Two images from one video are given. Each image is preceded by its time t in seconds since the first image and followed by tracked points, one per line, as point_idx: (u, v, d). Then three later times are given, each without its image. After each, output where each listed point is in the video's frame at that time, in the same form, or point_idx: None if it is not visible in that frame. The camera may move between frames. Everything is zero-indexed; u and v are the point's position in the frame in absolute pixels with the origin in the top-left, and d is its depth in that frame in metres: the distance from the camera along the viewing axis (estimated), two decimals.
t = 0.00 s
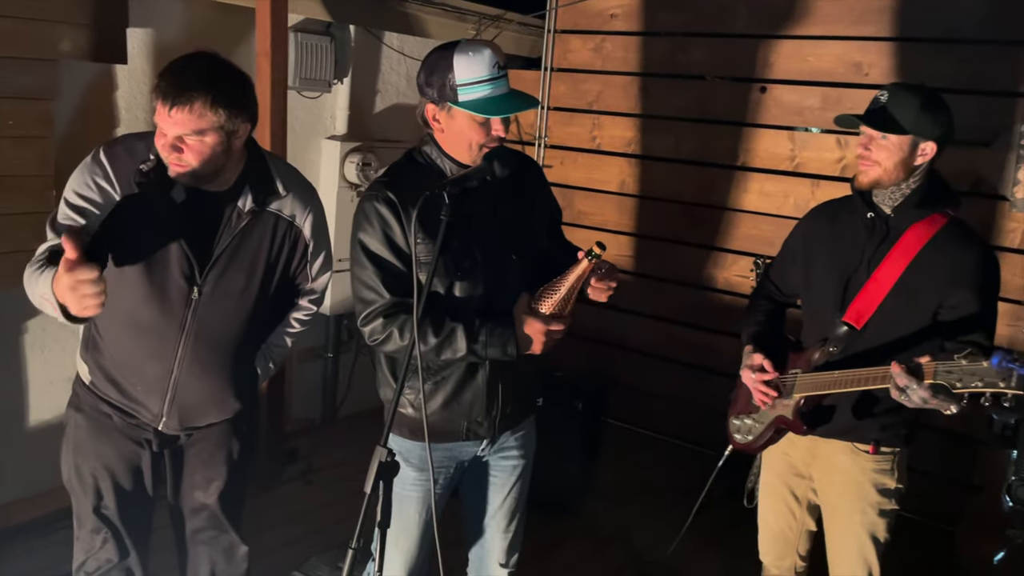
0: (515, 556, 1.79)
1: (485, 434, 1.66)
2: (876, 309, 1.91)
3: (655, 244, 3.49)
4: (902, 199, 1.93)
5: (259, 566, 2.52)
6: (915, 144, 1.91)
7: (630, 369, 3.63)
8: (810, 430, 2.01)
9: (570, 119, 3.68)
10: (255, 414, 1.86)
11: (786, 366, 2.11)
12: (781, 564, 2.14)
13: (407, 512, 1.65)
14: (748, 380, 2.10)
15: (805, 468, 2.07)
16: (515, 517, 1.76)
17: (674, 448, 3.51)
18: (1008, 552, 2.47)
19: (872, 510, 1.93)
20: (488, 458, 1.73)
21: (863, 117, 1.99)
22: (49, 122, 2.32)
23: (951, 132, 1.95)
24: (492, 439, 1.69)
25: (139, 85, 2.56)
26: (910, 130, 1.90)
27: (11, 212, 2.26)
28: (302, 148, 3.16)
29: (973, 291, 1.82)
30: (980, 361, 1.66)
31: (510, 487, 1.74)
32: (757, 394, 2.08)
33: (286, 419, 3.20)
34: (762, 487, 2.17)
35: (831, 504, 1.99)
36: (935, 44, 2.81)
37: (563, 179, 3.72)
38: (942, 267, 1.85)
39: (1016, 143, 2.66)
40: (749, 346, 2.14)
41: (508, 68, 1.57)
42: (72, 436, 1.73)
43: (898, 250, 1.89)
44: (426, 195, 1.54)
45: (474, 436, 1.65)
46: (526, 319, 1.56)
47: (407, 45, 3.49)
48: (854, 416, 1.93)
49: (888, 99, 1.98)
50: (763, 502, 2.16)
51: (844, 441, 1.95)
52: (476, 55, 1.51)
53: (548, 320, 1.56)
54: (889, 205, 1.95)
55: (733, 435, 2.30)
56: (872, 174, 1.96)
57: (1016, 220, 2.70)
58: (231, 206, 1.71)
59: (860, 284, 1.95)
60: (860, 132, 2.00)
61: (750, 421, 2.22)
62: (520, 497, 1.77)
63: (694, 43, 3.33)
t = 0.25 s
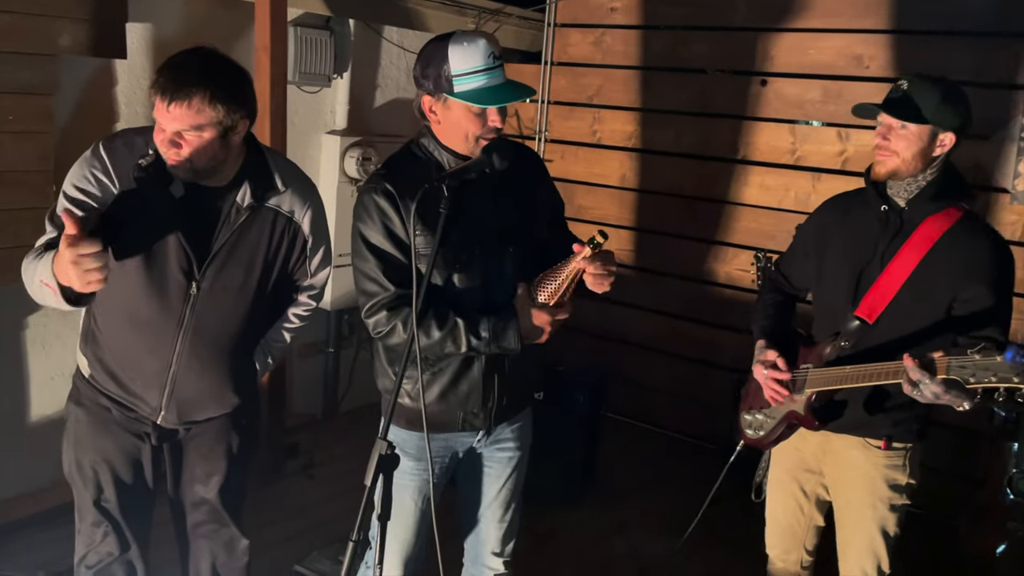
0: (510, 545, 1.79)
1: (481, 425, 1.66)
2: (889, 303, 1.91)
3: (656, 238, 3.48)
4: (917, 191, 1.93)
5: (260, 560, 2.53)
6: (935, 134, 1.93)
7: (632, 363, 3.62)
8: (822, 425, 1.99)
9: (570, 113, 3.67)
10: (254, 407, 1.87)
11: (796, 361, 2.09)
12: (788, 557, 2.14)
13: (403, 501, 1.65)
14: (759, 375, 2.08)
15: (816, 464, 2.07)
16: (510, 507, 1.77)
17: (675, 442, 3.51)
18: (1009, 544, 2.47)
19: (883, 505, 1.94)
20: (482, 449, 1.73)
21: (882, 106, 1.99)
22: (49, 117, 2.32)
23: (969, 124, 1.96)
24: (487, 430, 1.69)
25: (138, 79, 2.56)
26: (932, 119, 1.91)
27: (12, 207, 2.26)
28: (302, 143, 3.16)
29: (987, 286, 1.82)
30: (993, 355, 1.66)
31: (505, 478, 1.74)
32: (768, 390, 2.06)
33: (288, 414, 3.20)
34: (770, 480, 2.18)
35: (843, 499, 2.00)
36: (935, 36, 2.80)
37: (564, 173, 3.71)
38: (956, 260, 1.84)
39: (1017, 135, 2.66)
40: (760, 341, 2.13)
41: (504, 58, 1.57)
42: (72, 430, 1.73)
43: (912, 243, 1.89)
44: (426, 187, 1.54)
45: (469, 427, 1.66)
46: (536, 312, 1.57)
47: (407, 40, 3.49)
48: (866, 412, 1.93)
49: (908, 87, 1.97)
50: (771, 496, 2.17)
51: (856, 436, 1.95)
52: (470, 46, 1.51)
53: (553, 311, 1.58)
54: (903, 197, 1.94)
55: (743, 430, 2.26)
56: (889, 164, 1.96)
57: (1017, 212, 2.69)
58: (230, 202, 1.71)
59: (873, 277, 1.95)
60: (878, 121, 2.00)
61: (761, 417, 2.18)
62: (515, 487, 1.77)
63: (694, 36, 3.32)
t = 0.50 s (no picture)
0: (508, 537, 1.79)
1: (477, 420, 1.67)
2: (901, 299, 1.90)
3: (654, 233, 3.48)
4: (931, 186, 1.92)
5: (260, 556, 2.53)
6: (948, 129, 1.92)
7: (631, 359, 3.62)
8: (833, 423, 1.99)
9: (569, 109, 3.66)
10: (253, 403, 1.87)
11: (806, 358, 2.08)
12: (790, 554, 2.15)
13: (400, 494, 1.65)
14: (767, 374, 2.06)
15: (823, 462, 2.09)
16: (508, 500, 1.77)
17: (674, 437, 3.51)
18: (1008, 539, 2.47)
19: (892, 503, 1.94)
20: (478, 444, 1.73)
21: (889, 104, 1.99)
22: (46, 114, 2.31)
23: (982, 116, 1.96)
24: (483, 425, 1.69)
25: (134, 76, 2.55)
26: (943, 115, 1.90)
27: (10, 204, 2.26)
28: (301, 139, 3.16)
29: (1002, 282, 1.82)
30: (1010, 353, 1.67)
31: (502, 472, 1.74)
32: (778, 390, 2.05)
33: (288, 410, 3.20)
34: (775, 476, 2.19)
35: (852, 495, 2.01)
36: (933, 30, 2.80)
37: (563, 169, 3.71)
38: (971, 256, 1.84)
39: (1014, 129, 2.65)
40: (769, 336, 2.13)
41: (500, 52, 1.56)
42: (71, 425, 1.73)
43: (926, 239, 1.89)
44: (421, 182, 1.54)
45: (465, 422, 1.66)
46: (526, 305, 1.55)
47: (405, 35, 3.48)
48: (877, 409, 1.92)
49: (915, 85, 1.97)
50: (775, 491, 2.18)
51: (867, 434, 1.95)
52: (466, 40, 1.50)
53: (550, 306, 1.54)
54: (917, 193, 1.94)
55: (751, 427, 2.22)
56: (903, 161, 1.96)
57: (1015, 206, 2.69)
58: (229, 197, 1.71)
59: (885, 273, 1.95)
60: (887, 119, 1.99)
61: (771, 414, 2.15)
62: (512, 481, 1.77)
63: (693, 31, 3.32)
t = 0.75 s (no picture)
0: (511, 536, 1.79)
1: (478, 419, 1.67)
2: (916, 299, 1.90)
3: (654, 231, 3.48)
4: (945, 184, 1.92)
5: (261, 556, 2.53)
6: (958, 128, 1.89)
7: (632, 357, 3.62)
8: (845, 422, 1.99)
9: (567, 107, 3.66)
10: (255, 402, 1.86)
11: (819, 357, 2.08)
12: (794, 552, 2.16)
13: (403, 493, 1.65)
14: (777, 372, 2.08)
15: (832, 460, 2.09)
16: (511, 498, 1.77)
17: (675, 434, 3.51)
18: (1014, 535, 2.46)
19: (903, 502, 1.94)
20: (482, 442, 1.73)
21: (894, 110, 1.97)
22: (45, 115, 2.31)
23: (991, 111, 1.94)
24: (485, 424, 1.69)
25: (133, 76, 2.55)
26: (950, 116, 1.88)
27: (9, 205, 2.26)
28: (299, 139, 3.16)
29: (1017, 281, 1.82)
30: None
31: (506, 470, 1.74)
32: (788, 386, 2.07)
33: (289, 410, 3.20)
34: (783, 474, 2.20)
35: (863, 494, 2.01)
36: (931, 25, 2.80)
37: (562, 167, 3.71)
38: (986, 255, 1.84)
39: (1014, 124, 2.65)
40: (781, 336, 2.12)
41: (502, 51, 1.56)
42: (72, 425, 1.73)
43: (940, 238, 1.89)
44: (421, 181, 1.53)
45: (467, 420, 1.66)
46: (527, 299, 1.53)
47: (403, 34, 3.48)
48: (890, 409, 1.92)
49: (920, 86, 1.95)
50: (782, 486, 2.19)
51: (879, 433, 1.95)
52: (469, 38, 1.51)
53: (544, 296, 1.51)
54: (931, 191, 1.94)
55: (762, 425, 2.23)
56: (914, 165, 1.95)
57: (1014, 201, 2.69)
58: (228, 197, 1.70)
59: (899, 272, 1.95)
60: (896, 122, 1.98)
61: (782, 412, 2.16)
62: (516, 479, 1.77)
63: (691, 28, 3.32)
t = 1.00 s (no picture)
0: (509, 538, 1.79)
1: (476, 421, 1.66)
2: (915, 300, 1.90)
3: (650, 231, 3.48)
4: (944, 185, 1.92)
5: (258, 560, 2.52)
6: (958, 126, 1.90)
7: (629, 358, 3.62)
8: (844, 424, 1.99)
9: (562, 108, 3.66)
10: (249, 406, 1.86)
11: (818, 359, 2.08)
12: (792, 552, 2.17)
13: (400, 496, 1.65)
14: (776, 374, 2.08)
15: (832, 461, 2.09)
16: (509, 501, 1.76)
17: (672, 435, 3.51)
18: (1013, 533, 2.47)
19: (902, 502, 1.94)
20: (480, 445, 1.73)
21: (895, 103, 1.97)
22: (38, 120, 2.30)
23: (992, 109, 1.94)
24: (482, 426, 1.69)
25: (127, 80, 2.55)
26: (952, 114, 1.88)
27: (3, 210, 2.25)
28: (294, 142, 3.15)
29: (1016, 281, 1.82)
30: None
31: (504, 472, 1.74)
32: (788, 389, 2.06)
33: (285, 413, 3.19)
34: (781, 474, 2.20)
35: (862, 494, 2.01)
36: (925, 25, 2.81)
37: (558, 168, 3.71)
38: (986, 255, 1.84)
39: (1008, 122, 2.66)
40: (780, 337, 2.11)
41: (498, 54, 1.56)
42: (67, 430, 1.72)
43: (939, 237, 1.89)
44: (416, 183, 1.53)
45: (465, 423, 1.66)
46: (522, 303, 1.53)
47: (397, 36, 3.47)
48: (889, 410, 1.92)
49: (923, 83, 1.95)
50: (780, 487, 2.19)
51: (879, 434, 1.95)
52: (465, 42, 1.50)
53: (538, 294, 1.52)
54: (931, 191, 1.94)
55: (762, 426, 2.23)
56: (914, 162, 1.95)
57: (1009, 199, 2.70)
58: (222, 199, 1.70)
59: (898, 273, 1.95)
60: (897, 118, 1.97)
61: (781, 413, 2.17)
62: (514, 482, 1.76)
63: (685, 29, 3.32)
